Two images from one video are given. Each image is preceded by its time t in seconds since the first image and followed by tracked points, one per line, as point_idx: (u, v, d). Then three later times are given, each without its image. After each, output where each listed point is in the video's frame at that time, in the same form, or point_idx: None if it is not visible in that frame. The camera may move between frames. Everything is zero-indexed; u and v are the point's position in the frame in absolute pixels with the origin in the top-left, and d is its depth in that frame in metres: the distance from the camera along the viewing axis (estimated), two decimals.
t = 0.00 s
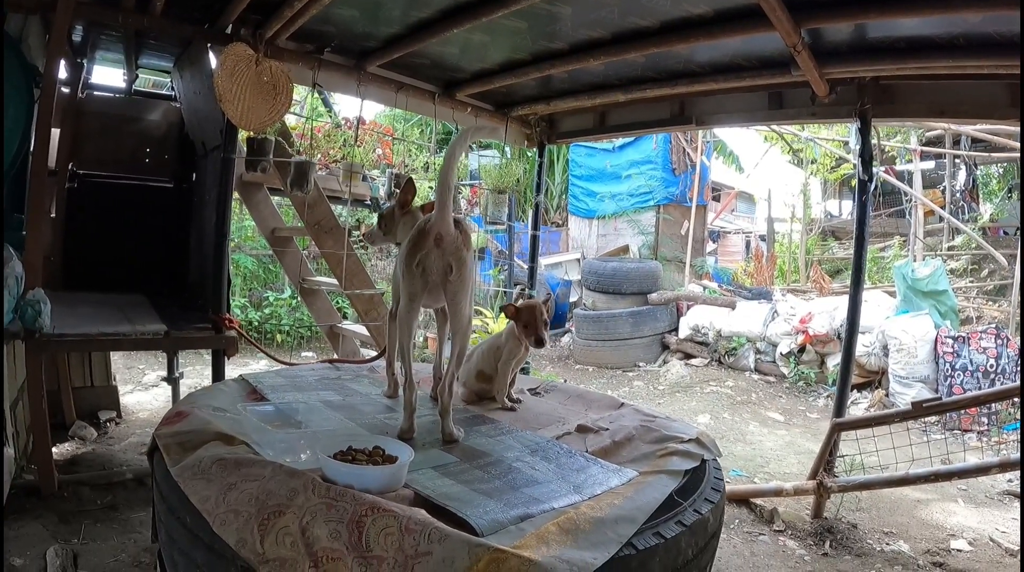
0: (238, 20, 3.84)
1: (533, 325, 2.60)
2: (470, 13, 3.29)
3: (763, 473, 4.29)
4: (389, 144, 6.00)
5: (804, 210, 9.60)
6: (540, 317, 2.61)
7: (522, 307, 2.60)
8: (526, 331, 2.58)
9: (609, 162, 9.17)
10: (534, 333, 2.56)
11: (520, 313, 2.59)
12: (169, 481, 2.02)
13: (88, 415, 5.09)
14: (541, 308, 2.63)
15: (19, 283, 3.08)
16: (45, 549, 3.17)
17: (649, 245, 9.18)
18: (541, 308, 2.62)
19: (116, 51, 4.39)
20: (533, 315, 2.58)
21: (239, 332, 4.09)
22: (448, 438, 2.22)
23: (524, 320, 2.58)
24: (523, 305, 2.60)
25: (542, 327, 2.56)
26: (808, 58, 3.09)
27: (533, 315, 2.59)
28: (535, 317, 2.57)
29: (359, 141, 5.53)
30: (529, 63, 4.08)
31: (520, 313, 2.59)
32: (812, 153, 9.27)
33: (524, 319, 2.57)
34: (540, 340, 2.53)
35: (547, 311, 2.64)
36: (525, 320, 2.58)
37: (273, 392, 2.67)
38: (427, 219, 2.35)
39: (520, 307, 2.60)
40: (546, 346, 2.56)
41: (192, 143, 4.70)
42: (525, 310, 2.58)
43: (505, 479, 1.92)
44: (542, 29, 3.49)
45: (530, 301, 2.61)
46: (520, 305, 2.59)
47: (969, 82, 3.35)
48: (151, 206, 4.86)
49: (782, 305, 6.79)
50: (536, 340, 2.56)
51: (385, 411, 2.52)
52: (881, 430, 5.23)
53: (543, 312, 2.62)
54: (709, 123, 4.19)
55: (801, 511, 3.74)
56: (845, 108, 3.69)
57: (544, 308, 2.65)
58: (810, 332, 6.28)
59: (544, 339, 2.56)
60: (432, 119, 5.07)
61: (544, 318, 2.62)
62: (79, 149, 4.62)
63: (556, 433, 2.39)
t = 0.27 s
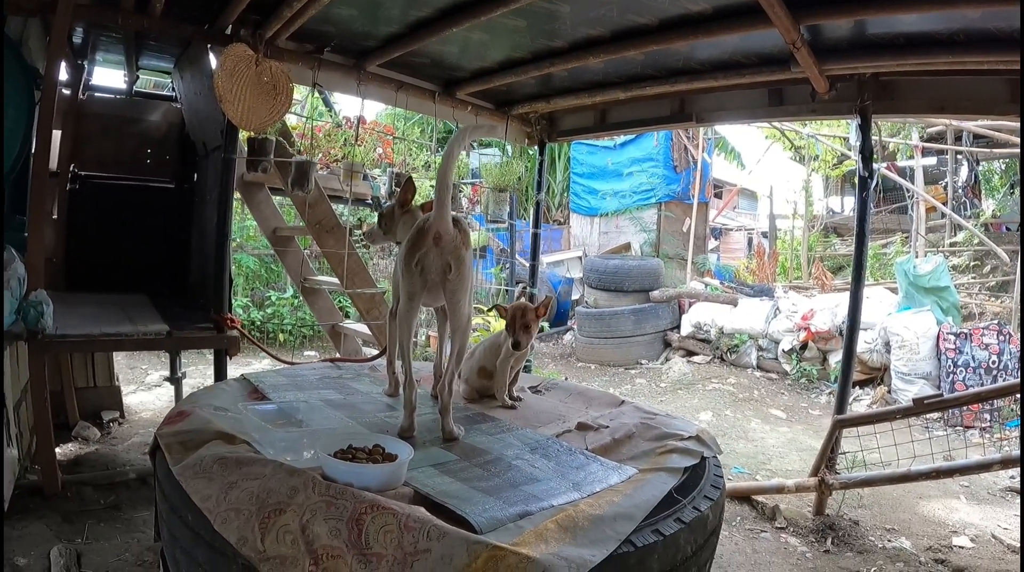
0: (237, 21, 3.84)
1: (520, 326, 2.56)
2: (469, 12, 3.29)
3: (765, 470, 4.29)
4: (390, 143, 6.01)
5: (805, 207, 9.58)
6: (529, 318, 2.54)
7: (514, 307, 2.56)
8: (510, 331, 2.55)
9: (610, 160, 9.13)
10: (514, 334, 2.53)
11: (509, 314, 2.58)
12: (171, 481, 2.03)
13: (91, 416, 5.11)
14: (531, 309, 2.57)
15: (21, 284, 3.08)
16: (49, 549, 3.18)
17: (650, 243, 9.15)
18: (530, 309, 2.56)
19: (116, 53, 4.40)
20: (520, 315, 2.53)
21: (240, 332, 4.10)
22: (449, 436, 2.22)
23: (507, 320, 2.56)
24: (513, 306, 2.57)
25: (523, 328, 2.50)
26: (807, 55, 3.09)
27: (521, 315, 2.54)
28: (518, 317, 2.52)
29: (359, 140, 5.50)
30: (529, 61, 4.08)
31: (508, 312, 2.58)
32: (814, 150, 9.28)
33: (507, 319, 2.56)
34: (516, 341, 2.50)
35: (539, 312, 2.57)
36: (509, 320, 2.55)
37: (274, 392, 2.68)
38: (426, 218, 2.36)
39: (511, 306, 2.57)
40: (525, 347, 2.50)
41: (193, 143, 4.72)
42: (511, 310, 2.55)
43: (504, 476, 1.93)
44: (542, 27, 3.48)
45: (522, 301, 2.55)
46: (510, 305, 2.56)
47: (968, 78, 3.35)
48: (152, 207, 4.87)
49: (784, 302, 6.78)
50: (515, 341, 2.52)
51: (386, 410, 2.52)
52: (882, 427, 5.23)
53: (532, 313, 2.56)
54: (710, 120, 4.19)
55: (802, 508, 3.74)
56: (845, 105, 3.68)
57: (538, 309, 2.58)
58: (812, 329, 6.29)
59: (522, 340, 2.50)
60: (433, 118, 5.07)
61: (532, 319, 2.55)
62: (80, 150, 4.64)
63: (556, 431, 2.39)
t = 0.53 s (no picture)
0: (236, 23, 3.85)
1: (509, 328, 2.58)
2: (467, 11, 3.29)
3: (768, 467, 4.29)
4: (390, 143, 6.00)
5: (807, 203, 9.57)
6: (518, 321, 2.56)
7: (506, 309, 2.58)
8: (499, 333, 2.58)
9: (611, 158, 9.10)
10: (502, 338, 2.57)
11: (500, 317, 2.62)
12: (173, 482, 2.04)
13: (95, 418, 5.13)
14: (521, 311, 2.57)
15: (23, 288, 3.10)
16: (53, 551, 3.20)
17: (653, 241, 9.19)
18: (519, 311, 2.57)
19: (116, 56, 4.41)
20: (509, 319, 2.57)
21: (242, 334, 4.12)
22: (449, 436, 2.23)
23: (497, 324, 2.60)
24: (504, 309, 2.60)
25: (508, 331, 2.52)
26: (806, 50, 3.08)
27: (511, 318, 2.56)
28: (506, 321, 2.56)
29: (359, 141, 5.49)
30: (528, 60, 4.07)
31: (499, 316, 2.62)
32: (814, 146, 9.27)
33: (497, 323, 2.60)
34: (502, 345, 2.53)
35: (529, 314, 2.57)
36: (499, 324, 2.59)
37: (276, 392, 2.68)
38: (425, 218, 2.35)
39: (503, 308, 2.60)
40: (511, 351, 2.53)
41: (193, 146, 4.75)
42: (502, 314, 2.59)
43: (505, 475, 1.93)
44: (540, 26, 3.48)
45: (513, 304, 2.57)
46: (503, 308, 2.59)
47: (968, 72, 3.34)
48: (153, 209, 4.88)
49: (787, 298, 6.75)
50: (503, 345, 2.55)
51: (387, 409, 2.53)
52: (886, 422, 5.22)
53: (520, 316, 2.57)
54: (709, 117, 4.18)
55: (805, 505, 3.74)
56: (844, 101, 3.68)
57: (530, 311, 2.58)
58: (814, 326, 6.28)
59: (508, 344, 2.53)
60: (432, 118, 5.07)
61: (520, 322, 2.56)
62: (80, 154, 4.67)
63: (557, 429, 2.39)
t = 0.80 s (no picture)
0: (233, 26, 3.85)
1: (505, 326, 2.57)
2: (463, 11, 3.28)
3: (771, 463, 4.28)
4: (389, 144, 5.97)
5: (808, 199, 9.55)
6: (513, 319, 2.54)
7: (502, 307, 2.58)
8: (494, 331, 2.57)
9: (611, 156, 9.12)
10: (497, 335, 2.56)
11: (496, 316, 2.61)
12: (172, 483, 2.04)
13: (98, 422, 5.14)
14: (517, 309, 2.56)
15: (24, 292, 3.08)
16: (56, 555, 3.20)
17: (653, 238, 9.13)
18: (515, 309, 2.56)
19: (115, 61, 4.42)
20: (504, 316, 2.55)
21: (243, 336, 4.12)
22: (448, 435, 2.22)
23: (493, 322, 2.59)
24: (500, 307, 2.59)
25: (502, 329, 2.51)
26: (803, 45, 3.08)
27: (506, 316, 2.55)
28: (501, 319, 2.55)
29: (357, 142, 5.49)
30: (525, 59, 4.07)
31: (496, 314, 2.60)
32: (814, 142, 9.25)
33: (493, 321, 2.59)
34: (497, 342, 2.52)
35: (524, 312, 2.56)
36: (495, 322, 2.58)
37: (275, 394, 2.68)
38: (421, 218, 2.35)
39: (499, 307, 2.59)
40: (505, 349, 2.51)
41: (192, 149, 4.77)
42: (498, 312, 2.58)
43: (503, 474, 1.92)
44: (537, 25, 3.48)
45: (509, 302, 2.57)
46: (499, 306, 2.59)
47: (967, 65, 3.33)
48: (153, 212, 4.88)
49: (788, 295, 6.75)
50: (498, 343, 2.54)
51: (386, 410, 2.53)
52: (888, 417, 5.20)
53: (516, 314, 2.56)
54: (708, 114, 4.18)
55: (808, 501, 3.72)
56: (842, 95, 3.67)
57: (526, 309, 2.57)
58: (816, 321, 6.26)
59: (503, 342, 2.51)
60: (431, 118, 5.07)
61: (515, 320, 2.55)
62: (80, 158, 4.70)
63: (556, 427, 2.39)
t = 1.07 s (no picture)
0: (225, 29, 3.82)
1: (498, 328, 2.56)
2: (455, 10, 3.26)
3: (772, 461, 4.25)
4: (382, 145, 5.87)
5: (808, 194, 9.51)
6: (506, 320, 2.54)
7: (495, 309, 2.57)
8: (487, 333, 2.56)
9: (610, 154, 9.10)
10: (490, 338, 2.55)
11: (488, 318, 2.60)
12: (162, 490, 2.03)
13: (97, 428, 5.12)
14: (509, 310, 2.55)
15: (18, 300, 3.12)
16: (54, 562, 3.18)
17: (653, 236, 9.11)
18: (507, 311, 2.55)
19: (108, 66, 4.41)
20: (496, 318, 2.55)
21: (240, 340, 4.09)
22: (439, 438, 2.20)
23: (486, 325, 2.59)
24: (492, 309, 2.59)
25: (494, 330, 2.50)
26: (798, 38, 3.04)
27: (499, 317, 2.55)
28: (493, 320, 2.54)
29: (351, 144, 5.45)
30: (519, 58, 4.04)
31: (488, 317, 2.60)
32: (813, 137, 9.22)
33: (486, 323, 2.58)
34: (490, 344, 2.51)
35: (517, 313, 2.55)
36: (487, 324, 2.58)
37: (269, 398, 2.67)
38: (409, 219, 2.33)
39: (492, 308, 2.59)
40: (499, 350, 2.50)
41: (188, 154, 4.71)
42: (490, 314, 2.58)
43: (494, 478, 1.90)
44: (529, 23, 3.45)
45: (502, 304, 2.56)
46: (492, 308, 2.58)
47: (964, 56, 3.30)
48: (149, 218, 4.85)
49: (788, 290, 6.70)
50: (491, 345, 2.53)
51: (380, 413, 2.50)
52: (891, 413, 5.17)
53: (508, 315, 2.55)
54: (704, 110, 4.15)
55: (811, 499, 3.69)
56: (839, 88, 3.64)
57: (519, 310, 2.55)
58: (817, 317, 6.22)
59: (496, 344, 2.51)
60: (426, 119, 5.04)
61: (508, 321, 2.54)
62: (75, 164, 4.65)
63: (550, 429, 2.36)
